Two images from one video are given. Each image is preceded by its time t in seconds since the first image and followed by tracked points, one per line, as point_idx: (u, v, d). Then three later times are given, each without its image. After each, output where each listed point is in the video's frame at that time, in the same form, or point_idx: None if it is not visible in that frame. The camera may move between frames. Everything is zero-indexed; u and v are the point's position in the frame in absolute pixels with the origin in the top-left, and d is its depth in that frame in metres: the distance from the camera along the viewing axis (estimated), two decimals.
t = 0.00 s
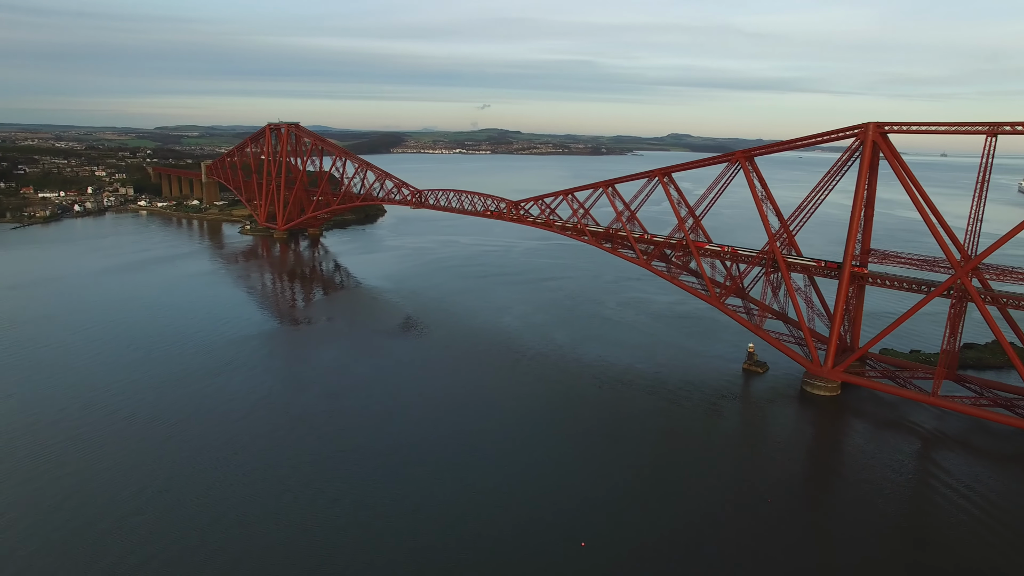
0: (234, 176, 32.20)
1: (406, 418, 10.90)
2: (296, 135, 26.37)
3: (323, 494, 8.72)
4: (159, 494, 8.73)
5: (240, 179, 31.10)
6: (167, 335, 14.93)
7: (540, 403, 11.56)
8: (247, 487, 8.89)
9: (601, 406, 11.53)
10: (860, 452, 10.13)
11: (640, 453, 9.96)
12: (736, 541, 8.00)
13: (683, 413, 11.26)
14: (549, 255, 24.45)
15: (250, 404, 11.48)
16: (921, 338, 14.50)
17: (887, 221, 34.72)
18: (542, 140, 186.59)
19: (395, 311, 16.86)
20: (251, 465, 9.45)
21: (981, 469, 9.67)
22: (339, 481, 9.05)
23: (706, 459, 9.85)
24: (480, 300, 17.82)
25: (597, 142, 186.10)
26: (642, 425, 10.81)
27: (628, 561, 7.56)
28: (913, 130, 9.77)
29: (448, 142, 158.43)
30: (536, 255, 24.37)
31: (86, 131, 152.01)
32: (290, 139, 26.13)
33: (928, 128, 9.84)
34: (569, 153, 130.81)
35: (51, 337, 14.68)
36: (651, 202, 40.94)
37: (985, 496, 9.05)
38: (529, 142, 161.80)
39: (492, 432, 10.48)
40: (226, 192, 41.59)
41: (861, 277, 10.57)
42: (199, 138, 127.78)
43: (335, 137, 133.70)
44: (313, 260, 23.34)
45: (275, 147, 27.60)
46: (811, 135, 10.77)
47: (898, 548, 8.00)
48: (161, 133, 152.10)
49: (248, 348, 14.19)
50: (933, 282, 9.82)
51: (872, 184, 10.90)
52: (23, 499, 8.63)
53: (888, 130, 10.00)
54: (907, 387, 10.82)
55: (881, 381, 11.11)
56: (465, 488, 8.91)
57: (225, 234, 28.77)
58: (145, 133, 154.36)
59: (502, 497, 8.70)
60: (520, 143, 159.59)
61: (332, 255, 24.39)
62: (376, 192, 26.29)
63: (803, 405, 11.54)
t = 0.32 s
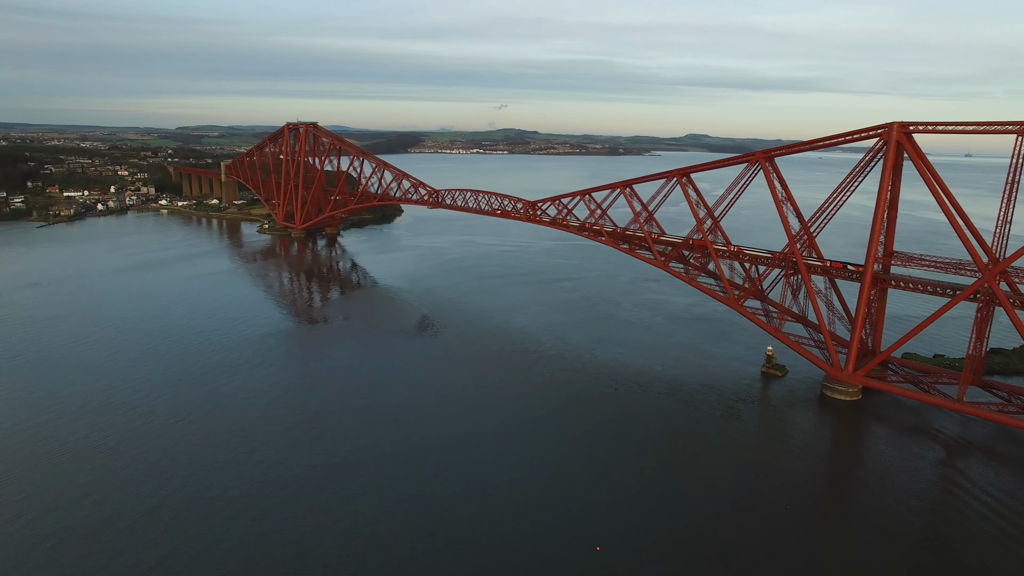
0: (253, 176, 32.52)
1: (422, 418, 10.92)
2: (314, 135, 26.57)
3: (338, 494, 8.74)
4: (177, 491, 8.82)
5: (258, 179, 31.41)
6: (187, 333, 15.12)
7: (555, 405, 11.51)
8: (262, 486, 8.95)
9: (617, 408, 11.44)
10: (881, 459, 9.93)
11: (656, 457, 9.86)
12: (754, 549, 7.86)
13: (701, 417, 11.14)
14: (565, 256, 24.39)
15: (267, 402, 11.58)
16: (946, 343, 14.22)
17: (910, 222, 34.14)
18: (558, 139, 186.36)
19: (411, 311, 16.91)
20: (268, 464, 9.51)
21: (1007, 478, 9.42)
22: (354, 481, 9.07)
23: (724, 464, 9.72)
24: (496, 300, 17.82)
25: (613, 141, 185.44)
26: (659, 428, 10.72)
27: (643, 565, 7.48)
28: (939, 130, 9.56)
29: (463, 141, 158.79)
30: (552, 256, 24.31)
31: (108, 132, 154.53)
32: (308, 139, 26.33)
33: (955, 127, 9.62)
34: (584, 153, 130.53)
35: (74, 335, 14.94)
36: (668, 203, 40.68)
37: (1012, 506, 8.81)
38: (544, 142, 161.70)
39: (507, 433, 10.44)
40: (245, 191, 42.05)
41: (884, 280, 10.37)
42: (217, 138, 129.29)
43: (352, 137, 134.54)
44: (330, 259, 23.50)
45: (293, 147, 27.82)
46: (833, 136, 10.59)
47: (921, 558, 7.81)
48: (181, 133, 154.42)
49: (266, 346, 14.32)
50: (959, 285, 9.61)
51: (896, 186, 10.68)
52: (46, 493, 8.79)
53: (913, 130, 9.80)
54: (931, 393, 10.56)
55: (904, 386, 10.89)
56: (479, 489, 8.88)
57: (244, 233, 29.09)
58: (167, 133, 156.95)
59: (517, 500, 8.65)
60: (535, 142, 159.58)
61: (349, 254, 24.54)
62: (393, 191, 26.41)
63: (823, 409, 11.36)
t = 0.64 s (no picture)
0: (271, 176, 32.85)
1: (436, 419, 10.92)
2: (331, 135, 26.76)
3: (351, 495, 8.72)
4: (193, 489, 8.89)
5: (277, 179, 31.71)
6: (206, 331, 15.29)
7: (570, 407, 11.44)
8: (276, 486, 8.96)
9: (633, 411, 11.35)
10: (904, 466, 9.72)
11: (672, 461, 9.74)
12: (772, 556, 7.73)
13: (718, 421, 11.00)
14: (581, 256, 24.30)
15: (284, 401, 11.66)
16: (971, 348, 13.92)
17: (932, 224, 33.55)
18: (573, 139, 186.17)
19: (427, 311, 16.94)
20: (282, 463, 9.54)
21: None
22: (368, 481, 9.07)
23: (741, 470, 9.56)
24: (512, 300, 17.78)
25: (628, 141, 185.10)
26: (675, 431, 10.61)
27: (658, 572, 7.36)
28: (966, 130, 9.34)
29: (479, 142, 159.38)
30: (568, 257, 24.21)
31: (129, 132, 156.70)
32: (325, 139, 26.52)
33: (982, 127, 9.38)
34: (600, 153, 130.33)
35: (96, 333, 15.16)
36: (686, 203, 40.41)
37: None
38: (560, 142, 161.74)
39: (521, 436, 10.38)
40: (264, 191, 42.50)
41: (907, 284, 10.16)
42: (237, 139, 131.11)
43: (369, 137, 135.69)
44: (347, 259, 23.64)
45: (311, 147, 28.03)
46: (855, 136, 10.40)
47: (945, 570, 7.60)
48: (201, 133, 156.73)
49: (283, 346, 14.42)
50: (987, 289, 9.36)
51: (921, 186, 10.45)
52: (66, 489, 8.92)
53: (939, 130, 9.59)
54: (956, 399, 10.29)
55: (927, 392, 10.65)
56: (492, 492, 8.82)
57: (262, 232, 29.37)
58: (187, 133, 158.95)
59: (532, 502, 8.60)
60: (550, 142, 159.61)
61: (365, 254, 24.65)
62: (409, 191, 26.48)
63: (844, 415, 11.17)
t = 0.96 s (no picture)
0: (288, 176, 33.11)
1: (450, 420, 10.91)
2: (347, 135, 26.91)
3: (366, 495, 8.74)
4: (210, 487, 8.97)
5: (294, 179, 31.96)
6: (223, 331, 15.42)
7: (584, 409, 11.37)
8: (290, 485, 9.00)
9: (648, 414, 11.25)
10: (926, 475, 9.50)
11: (687, 465, 9.64)
12: (789, 563, 7.60)
13: (735, 425, 10.86)
14: (596, 257, 24.18)
15: (299, 401, 11.72)
16: (996, 353, 13.60)
17: (955, 226, 32.93)
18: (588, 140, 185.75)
19: (441, 311, 16.95)
20: (297, 463, 9.59)
21: None
22: (382, 481, 9.09)
23: (758, 475, 9.42)
24: (526, 301, 17.73)
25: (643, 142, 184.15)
26: (691, 435, 10.50)
27: None
28: (993, 130, 9.12)
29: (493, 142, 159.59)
30: (583, 257, 24.10)
31: (149, 132, 158.98)
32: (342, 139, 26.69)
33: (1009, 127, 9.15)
34: (614, 154, 129.84)
35: (116, 331, 15.38)
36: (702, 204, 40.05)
37: None
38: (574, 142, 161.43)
39: (535, 438, 10.33)
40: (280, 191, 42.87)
41: (930, 287, 9.94)
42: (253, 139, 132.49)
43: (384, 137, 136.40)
44: (362, 258, 23.75)
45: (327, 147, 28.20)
46: (877, 136, 10.20)
47: None
48: (220, 133, 158.87)
49: (299, 345, 14.51)
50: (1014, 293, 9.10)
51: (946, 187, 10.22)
52: (85, 486, 9.03)
53: (964, 130, 9.37)
54: (980, 406, 10.01)
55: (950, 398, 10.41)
56: (505, 493, 8.78)
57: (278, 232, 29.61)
58: (205, 133, 161.07)
59: (546, 505, 8.53)
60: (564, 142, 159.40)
61: (380, 254, 24.73)
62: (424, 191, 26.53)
63: (864, 420, 10.97)
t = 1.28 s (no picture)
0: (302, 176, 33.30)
1: (462, 421, 10.89)
2: (361, 135, 27.01)
3: (377, 495, 8.76)
4: (223, 486, 9.04)
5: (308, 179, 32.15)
6: (237, 330, 15.52)
7: (596, 411, 11.30)
8: (302, 485, 9.05)
9: (661, 416, 11.17)
10: (945, 481, 9.34)
11: (701, 469, 9.55)
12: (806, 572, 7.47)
13: (749, 429, 10.74)
14: (609, 258, 24.06)
15: (312, 400, 11.77)
16: (1018, 358, 13.34)
17: (976, 228, 32.38)
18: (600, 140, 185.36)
19: (454, 312, 16.94)
20: (309, 462, 9.63)
21: None
22: (393, 481, 9.10)
23: (772, 480, 9.31)
24: (539, 302, 17.68)
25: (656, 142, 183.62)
26: (704, 438, 10.41)
27: None
28: (1016, 130, 8.92)
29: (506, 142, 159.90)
30: (596, 258, 24.00)
31: (166, 133, 160.87)
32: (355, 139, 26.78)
33: None
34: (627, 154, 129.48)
35: (131, 329, 15.54)
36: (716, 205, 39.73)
37: None
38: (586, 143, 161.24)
39: (547, 439, 10.29)
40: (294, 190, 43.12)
41: (950, 291, 9.76)
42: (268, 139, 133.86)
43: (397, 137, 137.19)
44: (374, 258, 23.84)
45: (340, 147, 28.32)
46: (897, 137, 10.02)
47: None
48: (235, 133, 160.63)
49: (312, 345, 14.57)
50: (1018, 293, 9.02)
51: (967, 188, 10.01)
52: (100, 484, 9.14)
53: (986, 130, 9.17)
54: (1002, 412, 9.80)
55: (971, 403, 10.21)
56: (516, 495, 8.75)
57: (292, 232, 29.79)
58: (221, 133, 162.93)
59: (557, 508, 8.47)
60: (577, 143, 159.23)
61: (393, 254, 24.80)
62: (437, 191, 26.56)
63: (881, 425, 10.81)
